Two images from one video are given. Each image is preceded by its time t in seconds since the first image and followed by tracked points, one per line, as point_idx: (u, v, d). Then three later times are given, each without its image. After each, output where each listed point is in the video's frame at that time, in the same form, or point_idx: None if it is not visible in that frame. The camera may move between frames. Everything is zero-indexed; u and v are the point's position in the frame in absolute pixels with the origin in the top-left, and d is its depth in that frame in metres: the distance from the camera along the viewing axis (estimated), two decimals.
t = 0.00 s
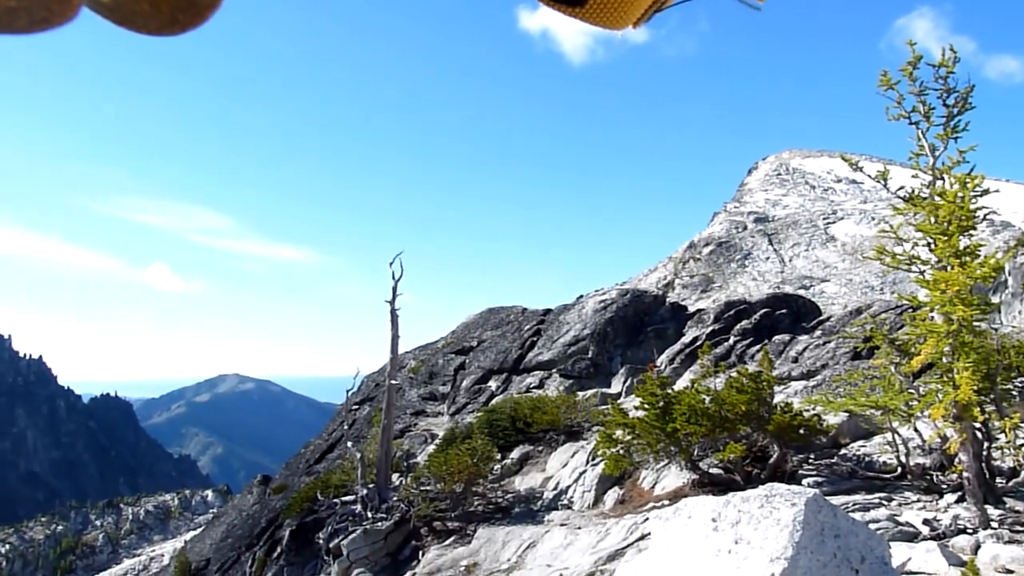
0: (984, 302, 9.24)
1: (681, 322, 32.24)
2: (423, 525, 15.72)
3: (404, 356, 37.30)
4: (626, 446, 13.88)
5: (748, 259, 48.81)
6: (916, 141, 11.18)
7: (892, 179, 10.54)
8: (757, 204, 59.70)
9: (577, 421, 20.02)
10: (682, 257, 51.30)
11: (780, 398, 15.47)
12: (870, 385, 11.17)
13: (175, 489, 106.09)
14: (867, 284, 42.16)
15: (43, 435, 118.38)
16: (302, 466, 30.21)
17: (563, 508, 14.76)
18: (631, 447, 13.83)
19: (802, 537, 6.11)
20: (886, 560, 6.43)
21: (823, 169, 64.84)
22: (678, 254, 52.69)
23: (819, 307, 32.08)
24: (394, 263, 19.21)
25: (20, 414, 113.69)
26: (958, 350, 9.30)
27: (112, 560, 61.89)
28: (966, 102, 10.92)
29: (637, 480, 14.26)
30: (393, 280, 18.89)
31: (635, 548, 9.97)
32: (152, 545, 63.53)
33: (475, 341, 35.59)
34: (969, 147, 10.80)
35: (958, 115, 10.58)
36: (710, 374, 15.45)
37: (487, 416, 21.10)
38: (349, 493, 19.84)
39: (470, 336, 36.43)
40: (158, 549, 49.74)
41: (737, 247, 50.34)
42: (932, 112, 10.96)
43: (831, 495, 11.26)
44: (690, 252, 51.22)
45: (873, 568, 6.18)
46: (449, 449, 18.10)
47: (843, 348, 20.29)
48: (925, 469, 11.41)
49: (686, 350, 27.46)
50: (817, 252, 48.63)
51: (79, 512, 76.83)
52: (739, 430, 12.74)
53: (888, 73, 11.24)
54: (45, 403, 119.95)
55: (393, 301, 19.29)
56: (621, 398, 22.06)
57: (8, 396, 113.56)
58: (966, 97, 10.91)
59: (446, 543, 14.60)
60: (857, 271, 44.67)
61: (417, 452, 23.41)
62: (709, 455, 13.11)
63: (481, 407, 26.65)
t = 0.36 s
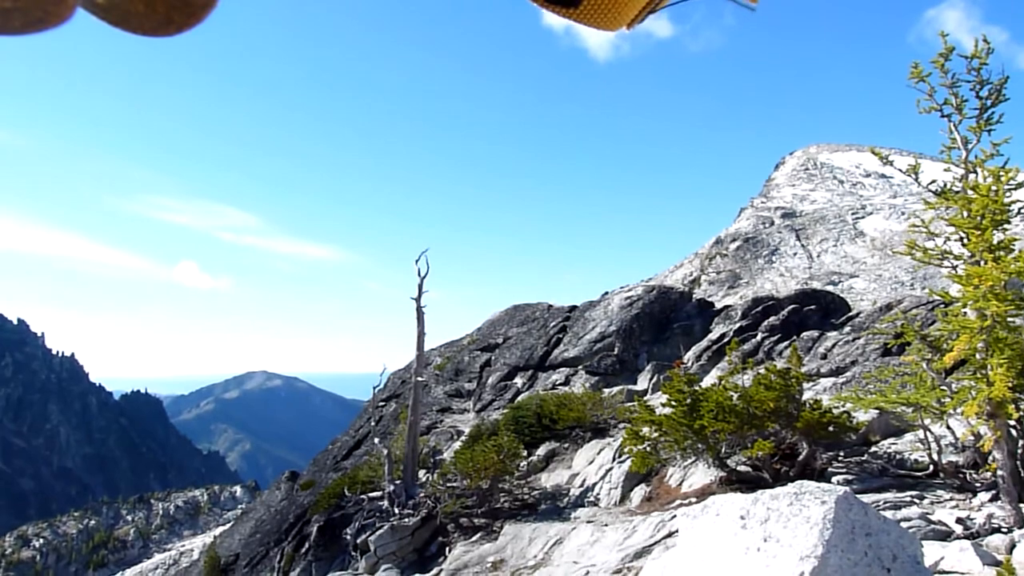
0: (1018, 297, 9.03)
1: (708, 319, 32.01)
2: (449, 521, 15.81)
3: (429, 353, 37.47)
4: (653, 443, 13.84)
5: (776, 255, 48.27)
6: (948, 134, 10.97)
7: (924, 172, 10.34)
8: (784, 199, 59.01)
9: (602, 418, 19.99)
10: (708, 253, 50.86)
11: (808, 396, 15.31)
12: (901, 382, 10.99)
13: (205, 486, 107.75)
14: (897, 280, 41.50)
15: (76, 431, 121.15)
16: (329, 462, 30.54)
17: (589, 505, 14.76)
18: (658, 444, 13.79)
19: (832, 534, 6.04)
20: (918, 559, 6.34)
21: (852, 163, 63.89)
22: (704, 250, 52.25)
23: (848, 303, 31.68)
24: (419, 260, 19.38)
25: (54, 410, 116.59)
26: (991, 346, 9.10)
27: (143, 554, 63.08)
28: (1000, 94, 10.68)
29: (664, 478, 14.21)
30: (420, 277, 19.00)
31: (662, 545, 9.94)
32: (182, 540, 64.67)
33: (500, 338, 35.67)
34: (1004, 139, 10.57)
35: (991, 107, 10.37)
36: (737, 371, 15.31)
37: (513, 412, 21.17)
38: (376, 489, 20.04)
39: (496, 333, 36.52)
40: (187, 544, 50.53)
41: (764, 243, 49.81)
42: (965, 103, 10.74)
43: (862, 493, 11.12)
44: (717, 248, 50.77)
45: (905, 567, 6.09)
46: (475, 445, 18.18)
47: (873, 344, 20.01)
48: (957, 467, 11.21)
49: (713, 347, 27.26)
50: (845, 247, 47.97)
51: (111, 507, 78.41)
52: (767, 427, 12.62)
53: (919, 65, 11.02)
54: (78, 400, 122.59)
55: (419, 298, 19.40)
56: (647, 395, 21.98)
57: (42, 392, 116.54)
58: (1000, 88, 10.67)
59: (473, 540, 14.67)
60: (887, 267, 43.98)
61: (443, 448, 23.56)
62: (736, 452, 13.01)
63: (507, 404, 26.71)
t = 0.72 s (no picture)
0: None
1: (732, 316, 31.76)
2: (472, 518, 15.88)
3: (452, 351, 37.60)
4: (677, 441, 13.78)
5: (801, 251, 47.72)
6: (978, 129, 10.78)
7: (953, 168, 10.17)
8: (809, 196, 58.32)
9: (626, 416, 19.94)
10: (732, 250, 50.43)
11: (834, 394, 15.15)
12: (928, 380, 10.83)
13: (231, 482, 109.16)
14: (925, 277, 40.86)
15: (103, 427, 123.62)
16: (353, 459, 30.80)
17: (613, 503, 14.74)
18: (682, 442, 13.72)
19: (859, 534, 5.99)
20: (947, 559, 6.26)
21: (879, 159, 62.95)
22: (728, 247, 51.80)
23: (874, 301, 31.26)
24: (443, 258, 19.49)
25: (82, 406, 119.89)
26: (1022, 344, 8.93)
27: (170, 550, 64.15)
28: None
29: (688, 476, 14.14)
30: (443, 274, 19.08)
31: (686, 544, 9.90)
32: (207, 535, 65.63)
33: (523, 335, 35.70)
34: None
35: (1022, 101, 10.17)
36: (762, 369, 15.19)
37: (536, 410, 21.18)
38: (400, 485, 20.19)
39: (519, 331, 36.53)
40: (212, 540, 51.24)
41: (789, 240, 49.27)
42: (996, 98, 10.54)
43: (889, 492, 11.00)
44: (741, 245, 50.33)
45: (934, 567, 6.02)
46: (499, 443, 18.22)
47: (900, 342, 19.73)
48: (987, 466, 11.05)
49: (737, 344, 27.04)
50: (871, 244, 47.30)
51: (137, 503, 79.77)
52: (793, 425, 12.50)
53: (949, 59, 10.83)
54: (105, 396, 124.89)
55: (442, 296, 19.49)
56: (671, 393, 21.86)
57: (70, 389, 119.28)
58: None
59: (496, 537, 14.72)
60: (914, 264, 43.29)
61: (466, 445, 23.65)
62: (762, 450, 12.92)
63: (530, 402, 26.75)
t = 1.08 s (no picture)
0: None
1: (759, 312, 31.43)
2: (497, 513, 15.95)
3: (477, 346, 37.71)
4: (703, 437, 13.71)
5: (828, 247, 47.07)
6: (1012, 122, 10.53)
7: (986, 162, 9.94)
8: (838, 191, 57.50)
9: (651, 412, 19.88)
10: (759, 246, 49.90)
11: (863, 391, 14.96)
12: (959, 377, 10.65)
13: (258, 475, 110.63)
14: (956, 273, 40.10)
15: (133, 420, 126.16)
16: (378, 453, 31.09)
17: (638, 499, 14.71)
18: (708, 438, 13.64)
19: (889, 532, 5.92)
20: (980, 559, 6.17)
21: (909, 153, 61.82)
22: (754, 242, 51.25)
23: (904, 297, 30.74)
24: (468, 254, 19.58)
25: (112, 399, 122.32)
26: None
27: (197, 541, 65.23)
28: None
29: (714, 472, 14.07)
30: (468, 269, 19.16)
31: (712, 541, 9.86)
32: (234, 527, 66.68)
33: (549, 330, 35.71)
34: None
35: None
36: (790, 365, 15.03)
37: (561, 406, 21.19)
38: (425, 480, 20.35)
39: (543, 326, 36.55)
40: (238, 532, 52.00)
41: (816, 235, 48.63)
42: None
43: (919, 491, 10.86)
44: (768, 241, 49.79)
45: (965, 567, 5.93)
46: (524, 438, 18.25)
47: (930, 339, 19.40)
48: (1020, 465, 10.86)
49: (764, 341, 26.78)
50: (901, 240, 46.50)
51: (166, 494, 81.18)
52: (821, 422, 12.37)
53: (983, 51, 10.58)
54: (134, 389, 127.32)
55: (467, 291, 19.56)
56: (697, 389, 21.73)
57: (100, 382, 122.21)
58: None
59: (521, 531, 14.79)
60: (945, 260, 42.49)
61: (491, 440, 23.75)
62: (789, 447, 12.83)
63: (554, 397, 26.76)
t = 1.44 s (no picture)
0: None
1: (793, 310, 30.99)
2: (529, 512, 15.99)
3: (508, 345, 37.79)
4: (736, 436, 13.57)
5: (863, 243, 46.24)
6: None
7: None
8: (872, 186, 56.45)
9: (684, 411, 19.74)
10: (791, 243, 49.22)
11: (900, 389, 14.70)
12: (1000, 375, 10.39)
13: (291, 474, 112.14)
14: (995, 268, 39.10)
15: (169, 419, 128.75)
16: (410, 452, 31.33)
17: (671, 498, 14.63)
18: (742, 437, 13.51)
19: (928, 533, 5.83)
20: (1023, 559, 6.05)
21: (946, 146, 60.41)
22: (787, 239, 50.56)
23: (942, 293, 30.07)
24: (497, 254, 19.72)
25: (148, 398, 124.80)
26: None
27: (232, 539, 66.43)
28: None
29: (748, 471, 13.93)
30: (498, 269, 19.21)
31: (747, 540, 9.79)
32: (267, 525, 67.59)
33: (579, 329, 35.65)
34: None
35: None
36: (824, 363, 14.84)
37: (592, 405, 21.15)
38: (457, 479, 20.48)
39: (574, 325, 36.50)
40: (273, 531, 52.93)
41: (850, 232, 47.80)
42: None
43: (958, 491, 10.65)
44: (801, 238, 49.09)
45: (1008, 568, 5.82)
46: (556, 437, 18.24)
47: (970, 336, 18.96)
48: None
49: (798, 339, 26.41)
50: (938, 235, 45.48)
51: (201, 493, 82.73)
52: (857, 421, 12.18)
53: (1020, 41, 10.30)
54: (170, 389, 129.67)
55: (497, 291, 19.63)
56: (730, 388, 21.52)
57: (136, 381, 124.42)
58: None
59: (553, 531, 14.81)
60: (984, 255, 41.45)
61: (522, 439, 23.80)
62: (824, 446, 12.66)
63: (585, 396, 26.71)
